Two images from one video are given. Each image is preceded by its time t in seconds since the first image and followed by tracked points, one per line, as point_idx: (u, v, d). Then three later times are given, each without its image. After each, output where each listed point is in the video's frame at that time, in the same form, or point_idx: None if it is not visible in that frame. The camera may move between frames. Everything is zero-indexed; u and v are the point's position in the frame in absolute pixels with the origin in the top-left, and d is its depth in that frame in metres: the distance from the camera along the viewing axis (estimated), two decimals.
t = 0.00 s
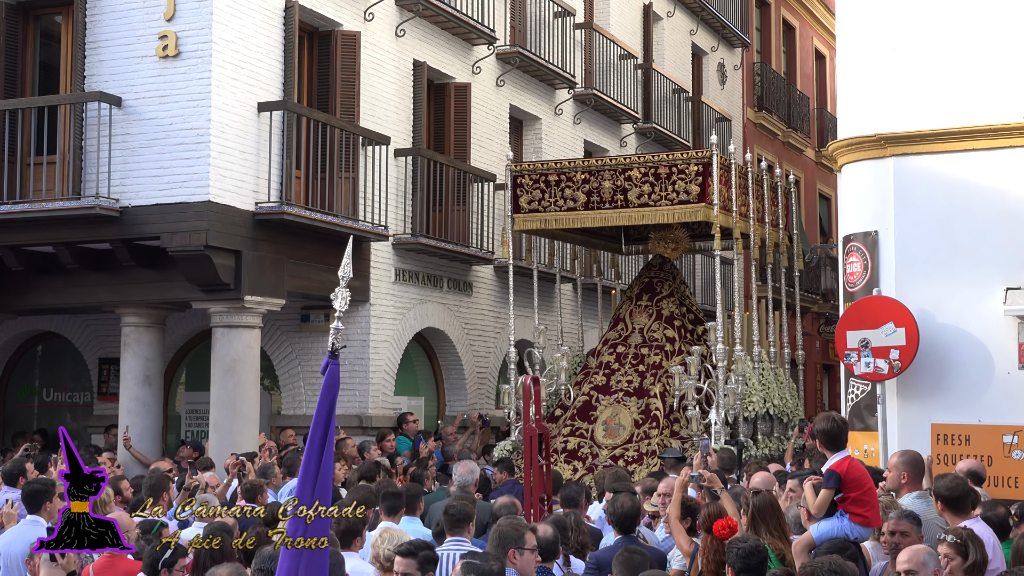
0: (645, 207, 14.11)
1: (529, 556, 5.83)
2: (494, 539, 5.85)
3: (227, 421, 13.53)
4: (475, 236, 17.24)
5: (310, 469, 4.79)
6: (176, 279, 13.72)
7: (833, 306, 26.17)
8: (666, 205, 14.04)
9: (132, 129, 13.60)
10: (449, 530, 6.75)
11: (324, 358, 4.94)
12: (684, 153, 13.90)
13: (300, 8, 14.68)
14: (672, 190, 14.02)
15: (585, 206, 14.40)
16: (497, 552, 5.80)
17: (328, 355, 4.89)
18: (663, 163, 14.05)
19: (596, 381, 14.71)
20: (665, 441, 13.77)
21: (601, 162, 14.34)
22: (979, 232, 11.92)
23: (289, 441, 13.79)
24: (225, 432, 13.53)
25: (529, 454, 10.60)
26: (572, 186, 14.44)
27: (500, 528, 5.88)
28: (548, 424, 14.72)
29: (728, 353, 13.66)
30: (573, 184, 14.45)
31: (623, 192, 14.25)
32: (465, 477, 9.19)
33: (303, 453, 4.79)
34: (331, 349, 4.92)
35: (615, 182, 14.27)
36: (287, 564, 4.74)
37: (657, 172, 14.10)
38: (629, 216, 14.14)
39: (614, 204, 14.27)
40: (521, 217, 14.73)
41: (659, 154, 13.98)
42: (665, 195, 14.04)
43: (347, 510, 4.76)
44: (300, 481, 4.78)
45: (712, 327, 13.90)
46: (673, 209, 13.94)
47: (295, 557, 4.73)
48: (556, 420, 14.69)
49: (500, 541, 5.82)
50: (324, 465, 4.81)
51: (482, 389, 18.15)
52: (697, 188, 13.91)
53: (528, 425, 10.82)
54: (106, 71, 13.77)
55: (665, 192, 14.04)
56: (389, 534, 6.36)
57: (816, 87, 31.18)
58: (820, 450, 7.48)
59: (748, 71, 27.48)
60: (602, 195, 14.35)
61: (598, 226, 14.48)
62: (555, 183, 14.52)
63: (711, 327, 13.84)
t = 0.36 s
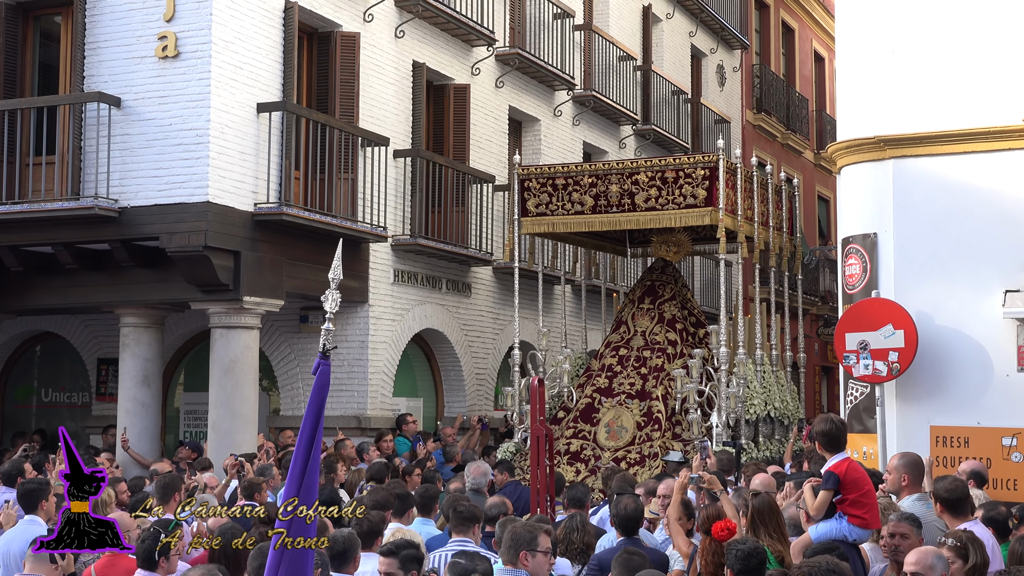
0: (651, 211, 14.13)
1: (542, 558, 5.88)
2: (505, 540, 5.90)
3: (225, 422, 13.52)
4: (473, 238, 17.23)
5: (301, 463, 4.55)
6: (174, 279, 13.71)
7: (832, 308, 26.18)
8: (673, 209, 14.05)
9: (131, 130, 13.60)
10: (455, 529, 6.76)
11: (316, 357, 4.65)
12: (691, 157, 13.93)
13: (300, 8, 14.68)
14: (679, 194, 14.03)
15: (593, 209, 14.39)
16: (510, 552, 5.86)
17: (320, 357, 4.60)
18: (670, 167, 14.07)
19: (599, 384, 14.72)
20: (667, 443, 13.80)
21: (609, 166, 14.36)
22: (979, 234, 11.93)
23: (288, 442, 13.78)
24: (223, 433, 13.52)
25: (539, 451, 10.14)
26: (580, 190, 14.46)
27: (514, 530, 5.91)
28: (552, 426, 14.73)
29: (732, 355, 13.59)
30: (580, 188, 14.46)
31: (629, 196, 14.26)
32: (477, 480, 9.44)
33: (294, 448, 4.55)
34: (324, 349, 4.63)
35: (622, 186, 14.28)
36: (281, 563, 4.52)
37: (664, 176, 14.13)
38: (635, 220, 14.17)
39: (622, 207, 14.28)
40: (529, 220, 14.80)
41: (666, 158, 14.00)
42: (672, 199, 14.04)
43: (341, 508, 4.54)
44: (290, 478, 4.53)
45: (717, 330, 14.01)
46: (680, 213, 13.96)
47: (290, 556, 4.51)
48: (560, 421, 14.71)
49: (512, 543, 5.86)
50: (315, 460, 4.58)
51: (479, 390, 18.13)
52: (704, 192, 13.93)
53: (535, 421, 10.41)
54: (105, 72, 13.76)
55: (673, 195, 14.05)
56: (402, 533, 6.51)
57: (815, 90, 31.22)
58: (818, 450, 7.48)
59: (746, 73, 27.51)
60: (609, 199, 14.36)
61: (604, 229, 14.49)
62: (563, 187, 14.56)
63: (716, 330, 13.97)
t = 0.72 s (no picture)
0: (653, 211, 14.11)
1: (551, 558, 5.93)
2: (518, 538, 5.92)
3: (225, 421, 13.53)
4: (473, 237, 17.23)
5: (301, 467, 4.98)
6: (174, 278, 13.72)
7: (832, 308, 26.18)
8: (674, 209, 14.05)
9: (131, 129, 13.60)
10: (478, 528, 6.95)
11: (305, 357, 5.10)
12: (693, 158, 13.92)
13: (300, 8, 14.68)
14: (681, 195, 14.02)
15: (595, 209, 14.39)
16: (521, 550, 5.89)
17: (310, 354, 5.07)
18: (672, 168, 14.08)
19: (600, 383, 14.72)
20: (669, 441, 13.88)
21: (612, 167, 14.37)
22: (979, 234, 11.93)
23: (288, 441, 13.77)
24: (224, 433, 13.52)
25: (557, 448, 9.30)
26: (583, 190, 14.48)
27: (527, 528, 5.94)
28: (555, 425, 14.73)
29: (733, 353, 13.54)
30: (584, 189, 14.48)
31: (632, 196, 14.25)
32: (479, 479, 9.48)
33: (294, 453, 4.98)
34: (313, 349, 5.08)
35: (625, 186, 14.28)
36: (289, 563, 4.95)
37: (667, 177, 14.12)
38: (638, 220, 14.16)
39: (624, 207, 14.27)
40: (532, 219, 14.82)
41: (668, 159, 14.00)
42: (675, 199, 14.03)
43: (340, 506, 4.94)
44: (293, 481, 4.97)
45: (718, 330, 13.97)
46: (682, 212, 13.95)
47: (294, 555, 4.94)
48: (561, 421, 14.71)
49: (524, 542, 5.89)
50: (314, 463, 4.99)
51: (479, 391, 18.14)
52: (706, 192, 13.90)
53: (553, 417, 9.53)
54: (105, 71, 13.77)
55: (675, 196, 14.04)
56: (403, 533, 6.26)
57: (815, 89, 31.23)
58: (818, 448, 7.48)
59: (746, 72, 27.52)
60: (612, 199, 14.35)
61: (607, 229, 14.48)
62: (567, 188, 14.60)
63: (716, 331, 14.18)
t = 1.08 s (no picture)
0: (656, 213, 14.11)
1: (544, 558, 5.93)
2: (510, 539, 5.92)
3: (224, 421, 13.53)
4: (473, 237, 17.22)
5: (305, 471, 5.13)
6: (174, 278, 13.71)
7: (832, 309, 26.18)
8: (677, 211, 14.03)
9: (131, 129, 13.59)
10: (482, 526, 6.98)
11: (309, 360, 5.23)
12: (696, 160, 13.91)
13: (300, 8, 14.68)
14: (684, 197, 14.01)
15: (598, 211, 14.47)
16: (514, 550, 5.89)
17: (313, 356, 5.20)
18: (675, 170, 14.05)
19: (609, 384, 14.82)
20: (677, 442, 13.95)
21: (615, 169, 14.40)
22: (979, 235, 11.93)
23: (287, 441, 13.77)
24: (222, 432, 13.52)
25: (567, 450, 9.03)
26: (586, 192, 14.55)
27: (519, 528, 5.96)
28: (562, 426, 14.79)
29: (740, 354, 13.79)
30: (587, 191, 14.55)
31: (635, 198, 14.28)
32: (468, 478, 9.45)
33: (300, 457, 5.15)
34: (316, 352, 5.21)
35: (628, 188, 14.31)
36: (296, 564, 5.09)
37: (669, 179, 14.11)
38: (642, 221, 14.16)
39: (626, 210, 14.30)
40: (535, 222, 14.87)
41: (671, 161, 13.98)
42: (676, 202, 14.03)
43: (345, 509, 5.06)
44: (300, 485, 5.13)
45: (723, 330, 13.95)
46: (683, 215, 13.92)
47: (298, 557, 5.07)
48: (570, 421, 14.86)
49: (517, 541, 5.90)
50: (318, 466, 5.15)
51: (480, 392, 18.13)
52: (708, 195, 13.88)
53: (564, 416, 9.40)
54: (105, 71, 13.76)
55: (677, 198, 14.04)
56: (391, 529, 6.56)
57: (815, 90, 31.23)
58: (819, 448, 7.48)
59: (746, 73, 27.51)
60: (615, 201, 14.41)
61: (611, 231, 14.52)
62: (570, 190, 14.66)
63: (722, 330, 14.30)
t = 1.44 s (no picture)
0: (664, 216, 14.22)
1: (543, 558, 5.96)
2: (507, 538, 5.90)
3: (224, 420, 13.54)
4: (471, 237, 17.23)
5: (304, 472, 5.46)
6: (172, 278, 13.71)
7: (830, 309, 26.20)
8: (685, 213, 14.14)
9: (129, 129, 13.58)
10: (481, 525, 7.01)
11: (304, 363, 5.61)
12: (701, 163, 13.98)
13: (298, 8, 14.67)
14: (691, 199, 14.11)
15: (606, 214, 14.52)
16: (514, 550, 5.86)
17: (308, 358, 5.59)
18: (681, 173, 14.13)
19: (612, 385, 14.87)
20: (680, 441, 14.05)
21: (621, 171, 14.48)
22: (977, 234, 11.94)
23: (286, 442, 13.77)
24: (221, 431, 13.52)
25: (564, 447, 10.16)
26: (592, 195, 14.59)
27: (516, 526, 5.95)
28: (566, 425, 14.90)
29: (742, 355, 13.78)
30: (593, 193, 14.60)
31: (642, 201, 14.38)
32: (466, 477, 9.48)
33: (299, 457, 5.47)
34: (311, 354, 5.61)
35: (635, 191, 14.40)
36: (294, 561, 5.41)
37: (676, 182, 14.18)
38: (648, 224, 14.25)
39: (635, 212, 14.38)
40: (542, 225, 14.90)
41: (677, 163, 14.08)
42: (684, 204, 14.13)
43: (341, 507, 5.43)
44: (299, 484, 5.46)
45: (727, 331, 14.05)
46: (690, 217, 14.04)
47: (297, 553, 5.41)
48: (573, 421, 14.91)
49: (519, 542, 5.88)
50: (317, 467, 5.48)
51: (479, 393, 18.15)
52: (715, 197, 13.96)
53: (564, 420, 10.49)
54: (104, 71, 13.76)
55: (684, 200, 14.13)
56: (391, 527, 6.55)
57: (813, 89, 31.25)
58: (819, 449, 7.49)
59: (745, 73, 27.51)
60: (622, 203, 14.47)
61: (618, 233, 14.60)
62: (576, 192, 14.70)
63: (726, 332, 14.29)
